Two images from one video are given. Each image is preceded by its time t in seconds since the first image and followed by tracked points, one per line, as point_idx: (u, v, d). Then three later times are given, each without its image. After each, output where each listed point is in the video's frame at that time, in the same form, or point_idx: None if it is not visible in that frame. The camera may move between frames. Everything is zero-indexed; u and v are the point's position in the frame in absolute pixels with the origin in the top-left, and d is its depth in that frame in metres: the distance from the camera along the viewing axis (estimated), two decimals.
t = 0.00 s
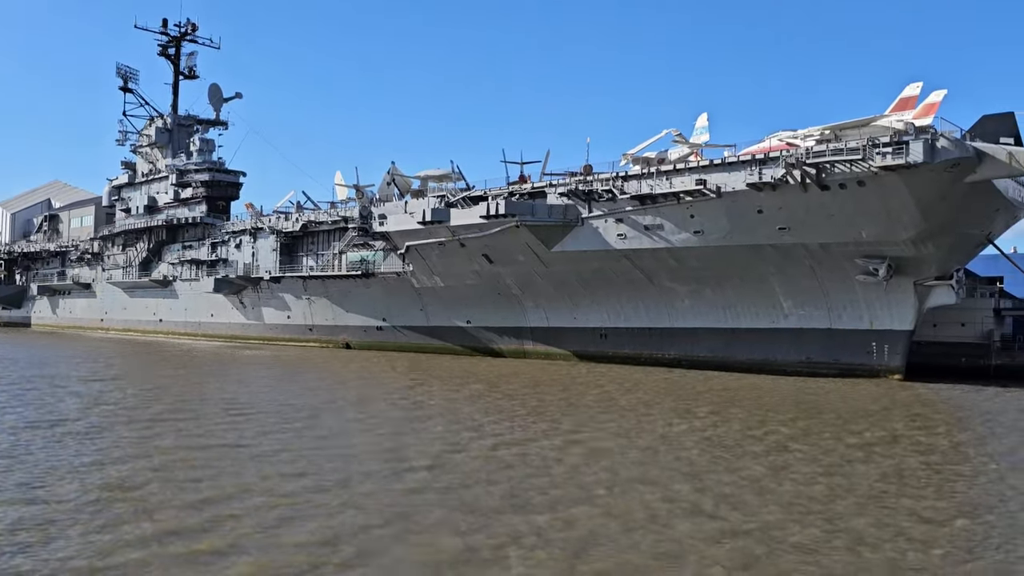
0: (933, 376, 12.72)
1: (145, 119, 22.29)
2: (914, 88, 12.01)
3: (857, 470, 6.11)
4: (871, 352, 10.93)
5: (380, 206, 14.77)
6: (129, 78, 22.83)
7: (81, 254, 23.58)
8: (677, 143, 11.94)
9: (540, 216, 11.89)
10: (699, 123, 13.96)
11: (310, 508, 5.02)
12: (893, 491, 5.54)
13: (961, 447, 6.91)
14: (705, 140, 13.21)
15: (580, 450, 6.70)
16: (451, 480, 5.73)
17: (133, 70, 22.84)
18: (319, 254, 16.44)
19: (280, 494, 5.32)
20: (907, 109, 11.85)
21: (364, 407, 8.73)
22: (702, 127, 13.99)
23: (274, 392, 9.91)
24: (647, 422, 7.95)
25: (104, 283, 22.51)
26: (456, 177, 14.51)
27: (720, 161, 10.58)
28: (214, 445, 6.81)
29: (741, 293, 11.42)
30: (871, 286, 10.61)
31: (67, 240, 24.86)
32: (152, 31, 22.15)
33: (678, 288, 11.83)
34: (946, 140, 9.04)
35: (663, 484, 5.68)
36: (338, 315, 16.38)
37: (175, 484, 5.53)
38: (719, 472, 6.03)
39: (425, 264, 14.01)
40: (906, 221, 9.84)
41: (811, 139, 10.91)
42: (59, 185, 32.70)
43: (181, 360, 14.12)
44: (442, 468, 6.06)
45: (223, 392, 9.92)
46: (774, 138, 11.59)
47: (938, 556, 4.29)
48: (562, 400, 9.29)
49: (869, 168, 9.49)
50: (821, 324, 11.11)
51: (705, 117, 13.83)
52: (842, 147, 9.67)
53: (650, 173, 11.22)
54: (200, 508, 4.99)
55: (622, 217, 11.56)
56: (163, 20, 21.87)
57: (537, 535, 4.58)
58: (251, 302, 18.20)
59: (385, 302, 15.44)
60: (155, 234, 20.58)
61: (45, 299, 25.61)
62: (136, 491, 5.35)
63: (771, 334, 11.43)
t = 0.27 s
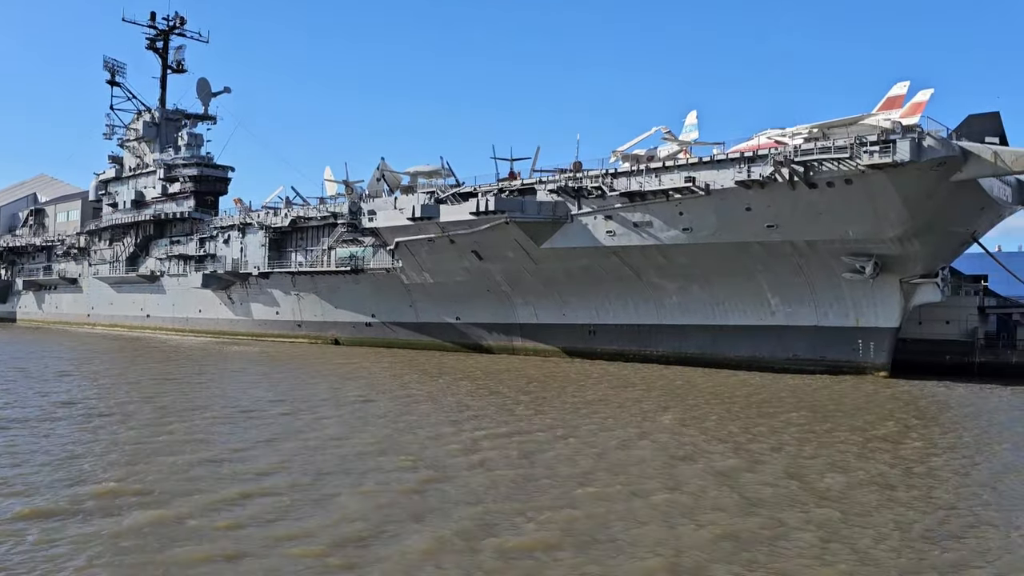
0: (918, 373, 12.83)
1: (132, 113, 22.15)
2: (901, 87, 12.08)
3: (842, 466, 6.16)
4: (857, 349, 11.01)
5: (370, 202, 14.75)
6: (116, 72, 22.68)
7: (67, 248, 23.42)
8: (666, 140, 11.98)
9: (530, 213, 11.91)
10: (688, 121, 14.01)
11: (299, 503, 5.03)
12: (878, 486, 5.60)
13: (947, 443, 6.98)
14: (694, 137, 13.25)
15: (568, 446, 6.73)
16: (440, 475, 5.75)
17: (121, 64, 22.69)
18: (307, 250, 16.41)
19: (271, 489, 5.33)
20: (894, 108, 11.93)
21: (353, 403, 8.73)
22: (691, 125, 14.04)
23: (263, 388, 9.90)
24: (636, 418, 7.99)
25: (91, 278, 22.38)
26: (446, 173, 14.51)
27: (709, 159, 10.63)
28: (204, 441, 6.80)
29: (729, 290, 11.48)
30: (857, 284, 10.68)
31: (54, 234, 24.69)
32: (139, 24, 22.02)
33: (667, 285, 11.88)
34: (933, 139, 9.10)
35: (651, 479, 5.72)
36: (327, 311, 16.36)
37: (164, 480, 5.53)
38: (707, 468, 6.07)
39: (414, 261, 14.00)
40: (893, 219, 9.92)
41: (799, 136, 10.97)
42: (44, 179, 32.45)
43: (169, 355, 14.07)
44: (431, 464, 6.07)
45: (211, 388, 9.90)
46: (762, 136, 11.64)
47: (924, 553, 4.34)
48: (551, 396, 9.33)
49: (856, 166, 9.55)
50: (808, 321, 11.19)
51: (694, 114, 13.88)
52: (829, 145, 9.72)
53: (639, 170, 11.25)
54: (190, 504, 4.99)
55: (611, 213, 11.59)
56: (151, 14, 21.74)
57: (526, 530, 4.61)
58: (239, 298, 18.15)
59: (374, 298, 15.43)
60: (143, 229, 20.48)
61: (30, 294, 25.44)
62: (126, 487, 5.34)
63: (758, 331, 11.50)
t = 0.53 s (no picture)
0: (905, 373, 12.92)
1: (120, 110, 22.02)
2: (889, 88, 12.15)
3: (829, 465, 6.20)
4: (844, 349, 11.08)
5: (359, 200, 14.72)
6: (103, 68, 22.54)
7: (53, 246, 23.27)
8: (656, 140, 12.01)
9: (520, 212, 11.91)
10: (678, 121, 14.06)
11: (289, 503, 5.02)
12: (864, 486, 5.64)
13: (934, 443, 7.03)
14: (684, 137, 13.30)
15: (558, 445, 6.74)
16: (429, 474, 5.75)
17: (108, 60, 22.55)
18: (296, 248, 16.36)
19: (262, 489, 5.31)
20: (881, 109, 12.00)
21: (342, 402, 8.72)
22: (680, 125, 14.09)
23: (252, 387, 9.86)
24: (624, 417, 8.01)
25: (78, 276, 22.25)
26: (436, 172, 14.50)
27: (698, 159, 10.66)
28: (193, 439, 6.78)
29: (718, 289, 11.52)
30: (845, 284, 10.74)
31: (40, 232, 24.51)
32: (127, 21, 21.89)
33: (656, 285, 11.92)
34: (920, 141, 9.15)
35: (639, 478, 5.74)
36: (316, 309, 16.33)
37: (154, 479, 5.51)
38: (695, 467, 6.10)
39: (404, 259, 13.99)
40: (881, 220, 9.97)
41: (788, 137, 11.02)
42: (30, 175, 32.20)
43: (157, 354, 14.01)
44: (421, 463, 6.07)
45: (199, 387, 9.86)
46: (751, 137, 11.69)
47: (913, 553, 4.36)
48: (541, 395, 9.34)
49: (844, 167, 9.60)
50: (796, 321, 11.25)
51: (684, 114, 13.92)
52: (818, 146, 9.77)
53: (629, 170, 11.27)
54: (179, 504, 4.97)
55: (601, 213, 11.61)
56: (139, 10, 21.62)
57: (515, 530, 4.62)
58: (228, 296, 18.09)
59: (363, 297, 15.40)
60: (130, 226, 20.36)
61: (16, 291, 25.25)
62: (116, 486, 5.32)
63: (747, 330, 11.55)
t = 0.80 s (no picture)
0: (890, 375, 12.98)
1: (105, 110, 21.85)
2: (874, 91, 12.21)
3: (815, 467, 6.21)
4: (830, 351, 11.11)
5: (346, 202, 14.65)
6: (88, 68, 22.37)
7: (37, 247, 23.06)
8: (643, 142, 12.01)
9: (507, 214, 11.89)
10: (665, 124, 14.08)
11: (272, 505, 4.98)
12: (850, 488, 5.64)
13: (920, 444, 7.05)
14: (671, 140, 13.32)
15: (544, 447, 6.72)
16: (415, 477, 5.72)
17: (93, 60, 22.38)
18: (283, 250, 16.27)
19: (248, 492, 5.27)
20: (867, 112, 12.06)
21: (328, 404, 8.66)
22: (667, 127, 14.10)
23: (237, 389, 9.80)
24: (611, 420, 8.00)
25: (62, 277, 22.05)
26: (423, 173, 14.45)
27: (685, 162, 10.67)
28: (179, 441, 6.72)
29: (704, 292, 11.53)
30: (831, 286, 10.78)
31: (24, 232, 24.29)
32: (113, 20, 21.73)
33: (643, 287, 11.92)
34: (906, 144, 9.18)
35: (625, 481, 5.73)
36: (303, 311, 16.25)
37: (135, 482, 5.45)
38: (681, 469, 6.09)
39: (391, 261, 13.94)
40: (866, 223, 10.01)
41: (774, 140, 11.05)
42: (14, 175, 31.91)
43: (141, 355, 13.91)
44: (406, 465, 6.04)
45: (184, 388, 9.78)
46: (738, 139, 11.72)
47: (899, 555, 4.36)
48: (528, 397, 9.32)
49: (830, 170, 9.63)
50: (782, 324, 11.28)
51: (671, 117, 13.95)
52: (804, 149, 9.79)
53: (616, 172, 11.27)
54: (161, 506, 4.91)
55: (588, 215, 11.61)
56: (125, 9, 21.47)
57: (500, 532, 4.59)
58: (213, 298, 17.98)
59: (350, 298, 15.34)
60: (115, 227, 20.20)
61: None
62: (100, 488, 5.26)
63: (733, 333, 11.58)
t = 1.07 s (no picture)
0: (872, 380, 13.05)
1: (88, 113, 21.68)
2: (856, 98, 12.29)
3: (797, 472, 6.22)
4: (813, 355, 11.17)
5: (330, 206, 14.59)
6: (71, 71, 22.20)
7: (18, 251, 22.84)
8: (628, 147, 12.04)
9: (491, 218, 11.88)
10: (649, 129, 14.11)
11: (252, 512, 4.94)
12: (830, 493, 5.66)
13: (902, 449, 7.08)
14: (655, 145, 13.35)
15: (527, 453, 6.71)
16: (397, 483, 5.69)
17: (76, 63, 22.22)
18: (267, 254, 16.18)
19: (229, 498, 5.22)
20: (849, 119, 12.13)
21: (311, 410, 8.61)
22: (652, 132, 14.14)
23: (219, 394, 9.73)
24: (596, 425, 7.99)
25: (43, 281, 21.85)
26: (408, 178, 14.42)
27: (669, 167, 10.70)
28: (159, 447, 6.66)
29: (689, 296, 11.56)
30: (814, 291, 10.83)
31: (5, 236, 24.06)
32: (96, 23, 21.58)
33: (628, 292, 11.93)
34: (887, 150, 9.24)
35: (608, 486, 5.72)
36: (286, 316, 16.17)
37: (113, 488, 5.40)
38: (663, 474, 6.09)
39: (375, 265, 13.89)
40: (848, 228, 10.06)
41: (757, 146, 11.10)
42: None
43: (123, 361, 13.80)
44: (389, 471, 6.01)
45: (166, 394, 9.71)
46: (722, 145, 11.76)
47: (877, 559, 4.37)
48: (511, 402, 9.30)
49: (813, 175, 9.68)
50: (766, 328, 11.32)
51: (655, 122, 13.99)
52: (787, 155, 9.84)
53: (600, 177, 11.29)
54: (138, 513, 4.86)
55: (572, 220, 11.61)
56: (108, 12, 21.33)
57: (480, 538, 4.57)
58: (197, 302, 17.86)
59: (334, 303, 15.28)
60: (98, 231, 20.04)
61: None
62: (78, 495, 5.20)
63: (717, 337, 11.61)
